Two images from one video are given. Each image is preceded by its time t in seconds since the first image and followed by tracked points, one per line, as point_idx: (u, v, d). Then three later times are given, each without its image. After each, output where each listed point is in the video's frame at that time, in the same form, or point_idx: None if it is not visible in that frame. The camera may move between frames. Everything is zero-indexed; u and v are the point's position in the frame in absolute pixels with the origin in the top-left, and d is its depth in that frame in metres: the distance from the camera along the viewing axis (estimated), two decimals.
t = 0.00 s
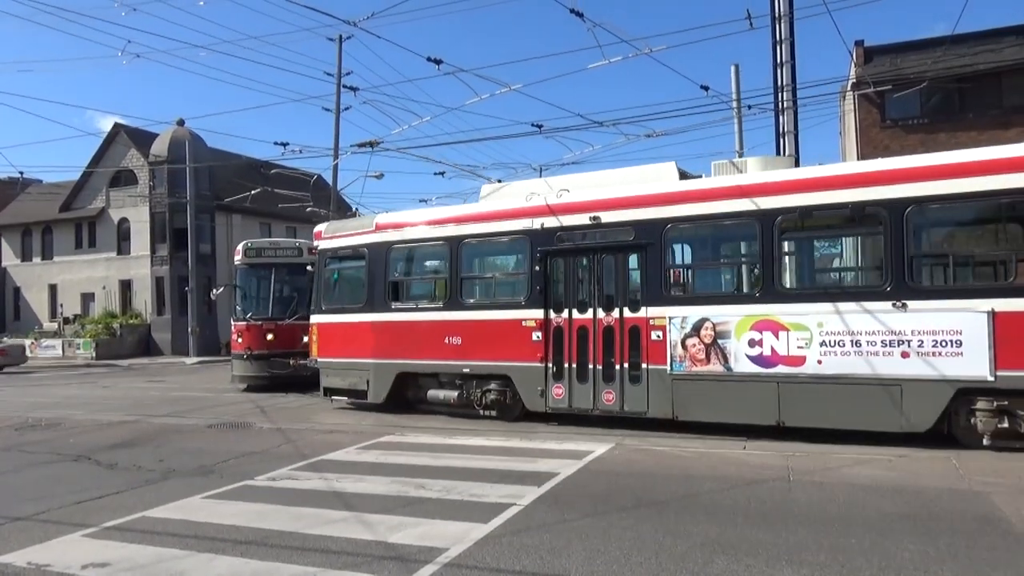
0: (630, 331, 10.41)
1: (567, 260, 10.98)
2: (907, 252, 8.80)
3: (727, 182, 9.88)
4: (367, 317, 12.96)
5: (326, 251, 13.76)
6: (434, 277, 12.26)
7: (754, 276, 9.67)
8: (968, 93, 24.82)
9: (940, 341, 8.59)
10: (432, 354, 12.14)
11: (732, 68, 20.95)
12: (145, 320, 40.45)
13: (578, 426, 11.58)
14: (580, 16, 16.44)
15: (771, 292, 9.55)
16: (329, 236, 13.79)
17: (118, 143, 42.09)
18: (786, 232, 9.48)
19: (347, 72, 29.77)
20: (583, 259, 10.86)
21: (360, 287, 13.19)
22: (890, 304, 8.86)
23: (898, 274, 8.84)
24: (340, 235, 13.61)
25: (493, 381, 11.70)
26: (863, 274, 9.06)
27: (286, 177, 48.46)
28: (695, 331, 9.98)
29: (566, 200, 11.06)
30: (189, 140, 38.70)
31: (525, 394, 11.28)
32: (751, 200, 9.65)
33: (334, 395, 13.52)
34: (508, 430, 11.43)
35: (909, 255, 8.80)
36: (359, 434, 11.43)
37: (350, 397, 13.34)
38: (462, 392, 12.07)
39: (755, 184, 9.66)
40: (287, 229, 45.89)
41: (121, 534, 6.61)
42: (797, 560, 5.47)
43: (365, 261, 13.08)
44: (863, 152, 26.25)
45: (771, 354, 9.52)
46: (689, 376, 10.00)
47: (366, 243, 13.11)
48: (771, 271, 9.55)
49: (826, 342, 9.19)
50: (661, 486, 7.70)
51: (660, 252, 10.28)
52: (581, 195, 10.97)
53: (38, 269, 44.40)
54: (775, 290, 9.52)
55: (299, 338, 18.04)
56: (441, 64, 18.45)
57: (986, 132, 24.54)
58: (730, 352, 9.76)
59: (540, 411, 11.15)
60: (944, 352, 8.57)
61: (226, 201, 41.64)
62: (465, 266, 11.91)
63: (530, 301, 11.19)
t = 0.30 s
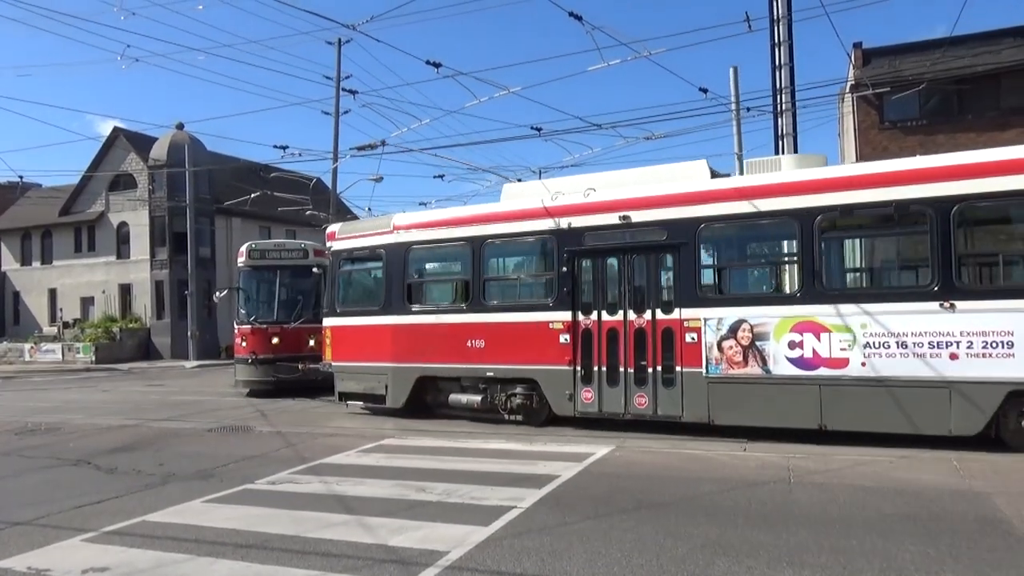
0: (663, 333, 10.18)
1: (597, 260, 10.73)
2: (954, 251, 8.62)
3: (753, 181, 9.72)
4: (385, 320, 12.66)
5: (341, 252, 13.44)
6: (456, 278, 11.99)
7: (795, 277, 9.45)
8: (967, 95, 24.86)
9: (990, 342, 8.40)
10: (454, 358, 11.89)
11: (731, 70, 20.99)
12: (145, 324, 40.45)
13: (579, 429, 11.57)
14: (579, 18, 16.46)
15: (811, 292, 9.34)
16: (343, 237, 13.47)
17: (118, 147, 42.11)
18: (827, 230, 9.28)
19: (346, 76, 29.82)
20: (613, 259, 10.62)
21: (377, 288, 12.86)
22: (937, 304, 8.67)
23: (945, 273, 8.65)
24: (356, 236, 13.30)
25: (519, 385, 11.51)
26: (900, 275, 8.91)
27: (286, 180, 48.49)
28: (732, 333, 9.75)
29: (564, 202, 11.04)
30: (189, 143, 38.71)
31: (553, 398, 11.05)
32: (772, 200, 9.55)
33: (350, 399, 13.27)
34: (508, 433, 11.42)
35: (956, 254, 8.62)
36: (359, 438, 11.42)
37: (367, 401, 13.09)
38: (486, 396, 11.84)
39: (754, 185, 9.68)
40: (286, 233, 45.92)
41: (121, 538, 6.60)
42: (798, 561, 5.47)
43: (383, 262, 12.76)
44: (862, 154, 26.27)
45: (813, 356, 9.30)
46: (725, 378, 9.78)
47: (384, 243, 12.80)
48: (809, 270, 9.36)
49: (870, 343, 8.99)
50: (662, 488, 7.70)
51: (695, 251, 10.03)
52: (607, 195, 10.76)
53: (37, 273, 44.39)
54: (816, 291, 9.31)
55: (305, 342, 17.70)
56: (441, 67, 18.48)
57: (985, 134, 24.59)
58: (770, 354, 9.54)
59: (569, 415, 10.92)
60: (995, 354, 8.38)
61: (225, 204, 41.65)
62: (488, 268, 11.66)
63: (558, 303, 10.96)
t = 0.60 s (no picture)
0: (700, 335, 9.95)
1: (629, 261, 10.51)
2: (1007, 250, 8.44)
3: (767, 181, 9.70)
4: (404, 322, 12.31)
5: (358, 253, 13.13)
6: (481, 280, 11.69)
7: (838, 277, 9.27)
8: (968, 97, 24.86)
9: None
10: (479, 362, 11.59)
11: (732, 72, 21.00)
12: (146, 328, 40.48)
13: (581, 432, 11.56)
14: (579, 21, 16.47)
15: (856, 293, 9.15)
16: (362, 237, 13.15)
17: (119, 151, 42.19)
18: (872, 229, 9.09)
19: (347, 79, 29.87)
20: (646, 259, 10.40)
21: (396, 290, 12.53)
22: (988, 304, 8.49)
23: (999, 272, 8.47)
24: (375, 236, 12.98)
25: (548, 389, 11.22)
26: (941, 274, 8.76)
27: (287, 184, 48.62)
28: (773, 335, 9.56)
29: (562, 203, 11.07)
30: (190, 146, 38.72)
31: (584, 403, 10.79)
32: (797, 200, 9.44)
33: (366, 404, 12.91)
34: (508, 436, 11.42)
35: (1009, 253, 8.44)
36: (359, 441, 11.44)
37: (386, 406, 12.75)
38: (513, 401, 11.56)
39: (756, 187, 9.74)
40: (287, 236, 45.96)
41: (123, 543, 6.60)
42: (801, 564, 5.46)
43: (402, 264, 12.44)
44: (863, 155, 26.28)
45: (859, 358, 9.11)
46: (767, 382, 9.58)
47: (405, 244, 12.45)
48: (848, 271, 9.19)
49: (918, 345, 8.81)
50: (664, 491, 7.69)
51: (734, 251, 9.83)
52: (634, 194, 10.58)
53: (39, 277, 44.44)
54: (862, 291, 9.11)
55: (314, 346, 17.43)
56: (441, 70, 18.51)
57: (986, 135, 24.59)
58: (813, 356, 9.36)
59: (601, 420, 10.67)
60: None
61: (226, 208, 41.67)
62: (515, 269, 11.39)
63: (589, 304, 10.73)
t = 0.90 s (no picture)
0: (739, 337, 9.75)
1: (664, 262, 10.33)
2: None
3: (766, 183, 9.80)
4: (429, 324, 12.16)
5: (380, 253, 12.97)
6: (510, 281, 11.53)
7: (885, 277, 9.09)
8: (969, 98, 24.84)
9: None
10: (508, 365, 11.45)
11: (733, 74, 20.99)
12: (148, 330, 40.50)
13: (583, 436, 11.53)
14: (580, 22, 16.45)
15: (905, 294, 8.96)
16: (384, 236, 12.97)
17: (120, 154, 42.24)
18: (919, 227, 8.92)
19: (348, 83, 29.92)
20: (682, 259, 10.23)
21: (421, 291, 12.35)
22: None
23: None
24: (398, 236, 12.80)
25: (579, 393, 11.01)
26: (961, 275, 8.76)
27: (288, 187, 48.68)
28: (817, 337, 9.37)
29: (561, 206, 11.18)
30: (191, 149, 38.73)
31: (617, 406, 10.62)
32: (820, 200, 9.40)
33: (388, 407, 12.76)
34: (509, 438, 11.42)
35: None
36: (360, 443, 11.45)
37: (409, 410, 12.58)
38: (543, 404, 11.36)
39: (756, 189, 9.81)
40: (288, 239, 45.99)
41: (125, 546, 6.60)
42: (803, 566, 5.45)
43: (426, 264, 12.29)
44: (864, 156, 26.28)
45: (908, 360, 8.92)
46: (811, 384, 9.37)
47: (428, 244, 12.30)
48: (889, 269, 9.06)
49: (970, 347, 8.62)
50: (665, 493, 7.68)
51: (776, 251, 9.65)
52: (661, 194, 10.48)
53: (40, 280, 44.48)
54: (912, 291, 8.92)
55: (324, 348, 17.26)
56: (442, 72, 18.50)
57: (986, 137, 24.58)
58: (859, 358, 9.16)
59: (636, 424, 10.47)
60: None
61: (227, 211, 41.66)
62: (544, 269, 11.25)
63: (623, 306, 10.54)
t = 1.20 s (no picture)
0: (781, 339, 9.53)
1: (703, 261, 10.09)
2: None
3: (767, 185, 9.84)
4: (454, 325, 11.91)
5: (400, 252, 12.75)
6: (541, 281, 11.29)
7: (936, 276, 8.90)
8: (972, 100, 24.82)
9: None
10: (538, 367, 11.21)
11: (735, 76, 20.98)
12: (151, 332, 40.55)
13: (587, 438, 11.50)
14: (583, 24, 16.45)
15: (959, 293, 8.77)
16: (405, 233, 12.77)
17: (123, 156, 42.33)
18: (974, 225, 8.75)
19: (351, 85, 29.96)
20: (722, 258, 9.99)
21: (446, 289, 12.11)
22: None
23: None
24: (419, 234, 12.57)
25: (613, 396, 10.81)
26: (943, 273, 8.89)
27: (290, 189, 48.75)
28: (863, 338, 9.17)
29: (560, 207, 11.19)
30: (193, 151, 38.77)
31: (654, 410, 10.36)
32: (832, 201, 9.42)
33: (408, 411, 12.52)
34: (510, 441, 11.40)
35: None
36: (363, 445, 11.45)
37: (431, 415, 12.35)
38: (574, 408, 11.13)
39: (757, 191, 9.84)
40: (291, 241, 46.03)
41: (127, 547, 6.60)
42: (806, 569, 5.43)
43: (450, 263, 12.06)
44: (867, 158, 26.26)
45: (961, 361, 8.72)
46: (858, 387, 9.17)
47: (452, 242, 12.08)
48: (939, 267, 8.88)
49: None
50: (669, 495, 7.66)
51: (823, 249, 9.45)
52: (667, 194, 10.48)
53: (43, 282, 44.56)
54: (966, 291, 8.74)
55: (336, 350, 17.26)
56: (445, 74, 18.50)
57: (988, 139, 24.54)
58: (909, 360, 8.97)
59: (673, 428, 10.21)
60: None
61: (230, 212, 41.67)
62: (576, 268, 11.02)
63: (661, 306, 10.28)
